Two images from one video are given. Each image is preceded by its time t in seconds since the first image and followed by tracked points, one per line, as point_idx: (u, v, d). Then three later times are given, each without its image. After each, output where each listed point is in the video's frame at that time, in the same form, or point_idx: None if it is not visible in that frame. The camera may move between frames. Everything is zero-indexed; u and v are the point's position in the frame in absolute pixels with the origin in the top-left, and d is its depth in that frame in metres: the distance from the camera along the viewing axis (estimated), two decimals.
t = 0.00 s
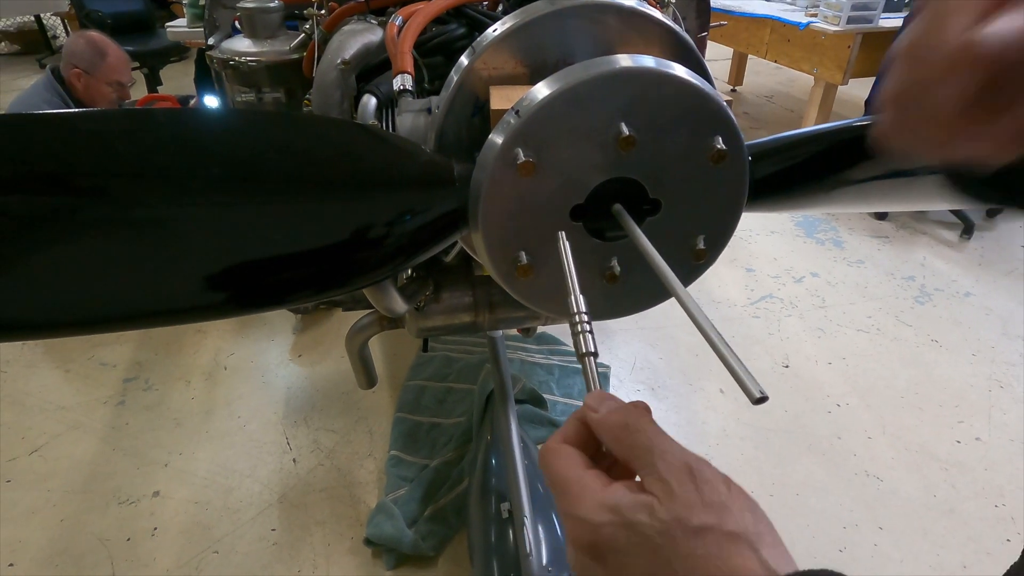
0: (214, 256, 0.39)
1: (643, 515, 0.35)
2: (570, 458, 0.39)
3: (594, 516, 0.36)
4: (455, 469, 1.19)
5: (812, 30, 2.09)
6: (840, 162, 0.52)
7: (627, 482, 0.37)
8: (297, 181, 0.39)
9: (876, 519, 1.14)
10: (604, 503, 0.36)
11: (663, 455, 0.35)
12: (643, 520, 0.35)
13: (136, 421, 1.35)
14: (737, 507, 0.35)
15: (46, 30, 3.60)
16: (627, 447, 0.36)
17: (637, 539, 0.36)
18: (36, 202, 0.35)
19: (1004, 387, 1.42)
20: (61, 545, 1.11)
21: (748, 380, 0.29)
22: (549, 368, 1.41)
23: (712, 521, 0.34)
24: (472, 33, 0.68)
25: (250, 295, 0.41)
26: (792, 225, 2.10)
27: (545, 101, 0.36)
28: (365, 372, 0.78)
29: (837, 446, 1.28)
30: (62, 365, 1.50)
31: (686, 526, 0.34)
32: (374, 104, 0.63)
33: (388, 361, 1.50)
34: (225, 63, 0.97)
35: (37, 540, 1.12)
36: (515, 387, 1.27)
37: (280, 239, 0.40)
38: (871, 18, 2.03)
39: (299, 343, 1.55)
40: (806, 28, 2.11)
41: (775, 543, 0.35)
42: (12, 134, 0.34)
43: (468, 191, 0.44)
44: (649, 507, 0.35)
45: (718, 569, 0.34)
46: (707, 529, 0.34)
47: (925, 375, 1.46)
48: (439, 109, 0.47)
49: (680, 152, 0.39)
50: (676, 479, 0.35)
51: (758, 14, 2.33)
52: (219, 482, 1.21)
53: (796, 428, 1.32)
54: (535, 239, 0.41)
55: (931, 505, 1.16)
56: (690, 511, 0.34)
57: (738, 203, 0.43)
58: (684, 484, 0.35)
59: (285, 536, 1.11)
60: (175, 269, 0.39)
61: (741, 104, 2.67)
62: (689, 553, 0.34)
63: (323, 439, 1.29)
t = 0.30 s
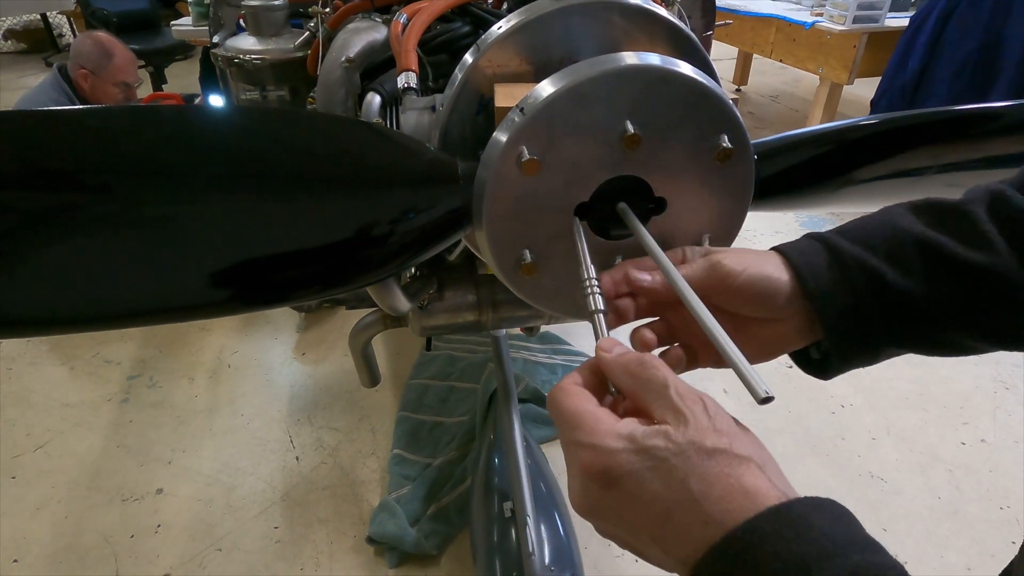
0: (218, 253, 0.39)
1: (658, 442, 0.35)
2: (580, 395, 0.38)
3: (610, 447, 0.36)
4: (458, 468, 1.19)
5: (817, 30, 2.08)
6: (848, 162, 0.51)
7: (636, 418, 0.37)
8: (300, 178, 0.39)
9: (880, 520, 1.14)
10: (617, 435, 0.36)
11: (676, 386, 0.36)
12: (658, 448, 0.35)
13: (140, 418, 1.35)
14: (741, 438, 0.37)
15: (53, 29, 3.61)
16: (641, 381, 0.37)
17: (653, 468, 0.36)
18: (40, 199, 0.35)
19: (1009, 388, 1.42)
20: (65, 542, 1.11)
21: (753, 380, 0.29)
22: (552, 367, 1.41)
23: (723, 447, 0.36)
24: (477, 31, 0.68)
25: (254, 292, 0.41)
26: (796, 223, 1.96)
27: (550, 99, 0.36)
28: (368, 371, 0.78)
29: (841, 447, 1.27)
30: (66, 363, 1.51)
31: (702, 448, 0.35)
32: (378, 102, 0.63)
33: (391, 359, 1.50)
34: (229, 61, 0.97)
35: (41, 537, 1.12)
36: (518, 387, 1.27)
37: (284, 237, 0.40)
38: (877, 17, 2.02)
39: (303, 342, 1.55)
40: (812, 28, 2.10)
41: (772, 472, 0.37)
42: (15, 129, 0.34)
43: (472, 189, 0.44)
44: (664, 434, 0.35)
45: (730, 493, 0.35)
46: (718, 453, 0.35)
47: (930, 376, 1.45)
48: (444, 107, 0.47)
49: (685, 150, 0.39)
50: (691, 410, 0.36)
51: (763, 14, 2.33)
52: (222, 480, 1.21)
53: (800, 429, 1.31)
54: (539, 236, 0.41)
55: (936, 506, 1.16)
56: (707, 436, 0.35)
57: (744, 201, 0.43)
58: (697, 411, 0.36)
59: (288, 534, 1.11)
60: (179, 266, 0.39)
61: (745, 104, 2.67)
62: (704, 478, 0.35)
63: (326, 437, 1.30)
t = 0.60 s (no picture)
0: (221, 252, 0.39)
1: (672, 410, 0.35)
2: (594, 365, 0.39)
3: (623, 412, 0.36)
4: (460, 467, 1.19)
5: (821, 30, 2.08)
6: (855, 162, 0.51)
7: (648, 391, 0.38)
8: (303, 178, 0.39)
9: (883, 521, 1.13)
10: (631, 402, 0.36)
11: (689, 359, 0.37)
12: (672, 416, 0.35)
13: (143, 416, 1.35)
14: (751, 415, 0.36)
15: (56, 28, 3.62)
16: (655, 352, 0.37)
17: (664, 434, 0.35)
18: (46, 198, 0.35)
19: (1012, 389, 1.41)
20: (67, 539, 1.12)
21: (758, 381, 0.29)
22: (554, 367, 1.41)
23: (735, 419, 0.35)
24: (480, 30, 0.68)
25: (257, 291, 0.41)
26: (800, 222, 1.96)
27: (554, 99, 0.36)
28: (370, 370, 0.78)
29: (844, 448, 1.27)
30: (70, 361, 1.51)
31: (714, 417, 0.35)
32: (382, 101, 0.63)
33: (394, 358, 1.50)
34: (233, 60, 0.97)
35: (44, 534, 1.12)
36: (520, 386, 1.27)
37: (287, 235, 0.40)
38: (882, 17, 2.02)
39: (305, 340, 1.55)
40: (816, 27, 2.10)
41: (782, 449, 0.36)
42: (20, 129, 0.34)
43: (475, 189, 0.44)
44: (677, 402, 0.35)
45: (739, 462, 0.35)
46: (730, 424, 0.35)
47: (933, 377, 1.45)
48: (447, 106, 0.47)
49: (689, 150, 0.39)
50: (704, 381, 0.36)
51: (767, 13, 2.32)
52: (224, 478, 1.21)
53: (802, 429, 1.31)
54: (543, 236, 0.41)
55: (939, 508, 1.15)
56: (718, 405, 0.35)
57: (747, 200, 0.43)
58: (708, 382, 0.36)
59: (291, 532, 1.11)
60: (182, 264, 0.39)
61: (749, 103, 2.66)
62: (715, 445, 0.35)
63: (329, 436, 1.30)
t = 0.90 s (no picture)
0: (222, 249, 0.39)
1: (668, 374, 0.34)
2: (591, 319, 0.38)
3: (615, 363, 0.35)
4: (460, 466, 1.19)
5: (823, 28, 2.07)
6: (857, 160, 0.51)
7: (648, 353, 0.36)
8: (304, 175, 0.39)
9: (884, 520, 1.13)
10: (626, 358, 0.35)
11: (693, 333, 0.36)
12: (666, 380, 0.34)
13: (144, 414, 1.35)
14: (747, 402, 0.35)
15: (57, 27, 3.62)
16: (660, 319, 0.36)
17: (652, 395, 0.34)
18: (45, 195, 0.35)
19: (1014, 389, 1.41)
20: (68, 538, 1.12)
21: (763, 378, 0.29)
22: (555, 365, 1.41)
23: (727, 398, 0.34)
24: (482, 28, 0.68)
25: (258, 289, 0.41)
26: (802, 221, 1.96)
27: (556, 96, 0.36)
28: (371, 368, 0.78)
29: (845, 448, 1.27)
30: (71, 359, 1.51)
31: (708, 392, 0.34)
32: (383, 99, 0.63)
33: (395, 357, 1.50)
34: (234, 57, 0.96)
35: (45, 532, 1.12)
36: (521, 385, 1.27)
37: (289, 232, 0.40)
38: (884, 15, 2.01)
39: (306, 339, 1.55)
40: (818, 26, 2.09)
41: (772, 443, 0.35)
42: (20, 126, 0.34)
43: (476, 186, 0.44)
44: (676, 369, 0.34)
45: (722, 440, 0.33)
46: (724, 404, 0.34)
47: (935, 376, 1.44)
48: (449, 104, 0.46)
49: (692, 148, 0.39)
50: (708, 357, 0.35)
51: (769, 12, 2.32)
52: (225, 476, 1.21)
53: (804, 429, 1.31)
54: (545, 234, 0.41)
55: (941, 507, 1.15)
56: (712, 380, 0.34)
57: (750, 198, 0.42)
58: (710, 359, 0.35)
59: (291, 531, 1.11)
60: (183, 261, 0.39)
61: (751, 102, 2.66)
62: (700, 416, 0.33)
63: (329, 434, 1.30)
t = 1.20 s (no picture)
0: (218, 247, 0.39)
1: (653, 339, 0.33)
2: (594, 302, 0.37)
3: (601, 330, 0.34)
4: (459, 465, 1.19)
5: (821, 26, 2.07)
6: (855, 157, 0.50)
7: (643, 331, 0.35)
8: (301, 174, 0.39)
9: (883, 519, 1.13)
10: (614, 327, 0.34)
11: (690, 302, 0.34)
12: (650, 343, 0.33)
13: (141, 413, 1.35)
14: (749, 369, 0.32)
15: (54, 26, 3.61)
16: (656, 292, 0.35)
17: (637, 359, 0.33)
18: (39, 193, 0.35)
19: (1013, 386, 1.41)
20: (66, 538, 1.11)
21: (764, 379, 0.32)
22: (553, 364, 1.41)
23: (720, 361, 0.32)
24: (479, 25, 0.68)
25: (255, 287, 0.41)
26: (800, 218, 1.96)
27: (552, 93, 0.35)
28: (369, 367, 0.78)
29: (843, 446, 1.27)
30: (68, 358, 1.50)
31: (694, 351, 0.32)
32: (379, 96, 0.63)
33: (393, 356, 1.50)
34: (230, 55, 0.96)
35: (42, 532, 1.12)
36: (520, 384, 1.27)
37: (287, 231, 0.40)
38: (882, 13, 2.01)
39: (304, 338, 1.55)
40: (816, 24, 2.09)
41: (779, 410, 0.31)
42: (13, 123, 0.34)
43: (473, 183, 0.44)
44: (661, 333, 0.33)
45: (711, 399, 0.31)
46: (713, 366, 0.31)
47: (934, 374, 1.45)
48: (445, 100, 0.46)
49: (690, 144, 0.39)
50: (697, 322, 0.33)
51: (767, 10, 2.31)
52: (223, 476, 1.21)
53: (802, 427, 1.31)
54: (542, 231, 0.40)
55: (939, 505, 1.15)
56: (702, 342, 0.32)
57: (749, 196, 0.42)
58: (701, 324, 0.33)
59: (289, 530, 1.11)
60: (182, 260, 0.38)
61: (749, 100, 2.66)
62: (685, 375, 0.31)
63: (327, 433, 1.29)
